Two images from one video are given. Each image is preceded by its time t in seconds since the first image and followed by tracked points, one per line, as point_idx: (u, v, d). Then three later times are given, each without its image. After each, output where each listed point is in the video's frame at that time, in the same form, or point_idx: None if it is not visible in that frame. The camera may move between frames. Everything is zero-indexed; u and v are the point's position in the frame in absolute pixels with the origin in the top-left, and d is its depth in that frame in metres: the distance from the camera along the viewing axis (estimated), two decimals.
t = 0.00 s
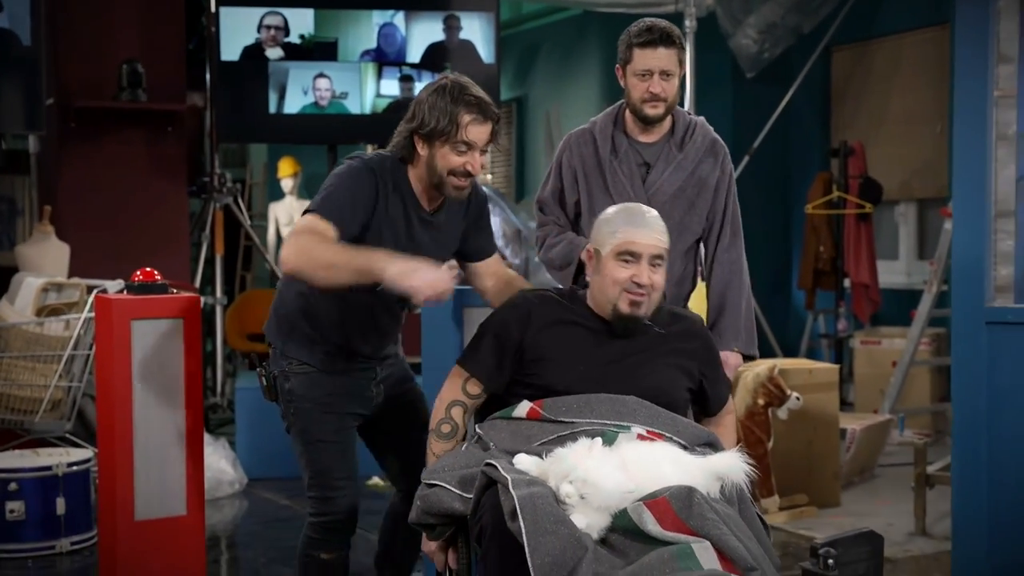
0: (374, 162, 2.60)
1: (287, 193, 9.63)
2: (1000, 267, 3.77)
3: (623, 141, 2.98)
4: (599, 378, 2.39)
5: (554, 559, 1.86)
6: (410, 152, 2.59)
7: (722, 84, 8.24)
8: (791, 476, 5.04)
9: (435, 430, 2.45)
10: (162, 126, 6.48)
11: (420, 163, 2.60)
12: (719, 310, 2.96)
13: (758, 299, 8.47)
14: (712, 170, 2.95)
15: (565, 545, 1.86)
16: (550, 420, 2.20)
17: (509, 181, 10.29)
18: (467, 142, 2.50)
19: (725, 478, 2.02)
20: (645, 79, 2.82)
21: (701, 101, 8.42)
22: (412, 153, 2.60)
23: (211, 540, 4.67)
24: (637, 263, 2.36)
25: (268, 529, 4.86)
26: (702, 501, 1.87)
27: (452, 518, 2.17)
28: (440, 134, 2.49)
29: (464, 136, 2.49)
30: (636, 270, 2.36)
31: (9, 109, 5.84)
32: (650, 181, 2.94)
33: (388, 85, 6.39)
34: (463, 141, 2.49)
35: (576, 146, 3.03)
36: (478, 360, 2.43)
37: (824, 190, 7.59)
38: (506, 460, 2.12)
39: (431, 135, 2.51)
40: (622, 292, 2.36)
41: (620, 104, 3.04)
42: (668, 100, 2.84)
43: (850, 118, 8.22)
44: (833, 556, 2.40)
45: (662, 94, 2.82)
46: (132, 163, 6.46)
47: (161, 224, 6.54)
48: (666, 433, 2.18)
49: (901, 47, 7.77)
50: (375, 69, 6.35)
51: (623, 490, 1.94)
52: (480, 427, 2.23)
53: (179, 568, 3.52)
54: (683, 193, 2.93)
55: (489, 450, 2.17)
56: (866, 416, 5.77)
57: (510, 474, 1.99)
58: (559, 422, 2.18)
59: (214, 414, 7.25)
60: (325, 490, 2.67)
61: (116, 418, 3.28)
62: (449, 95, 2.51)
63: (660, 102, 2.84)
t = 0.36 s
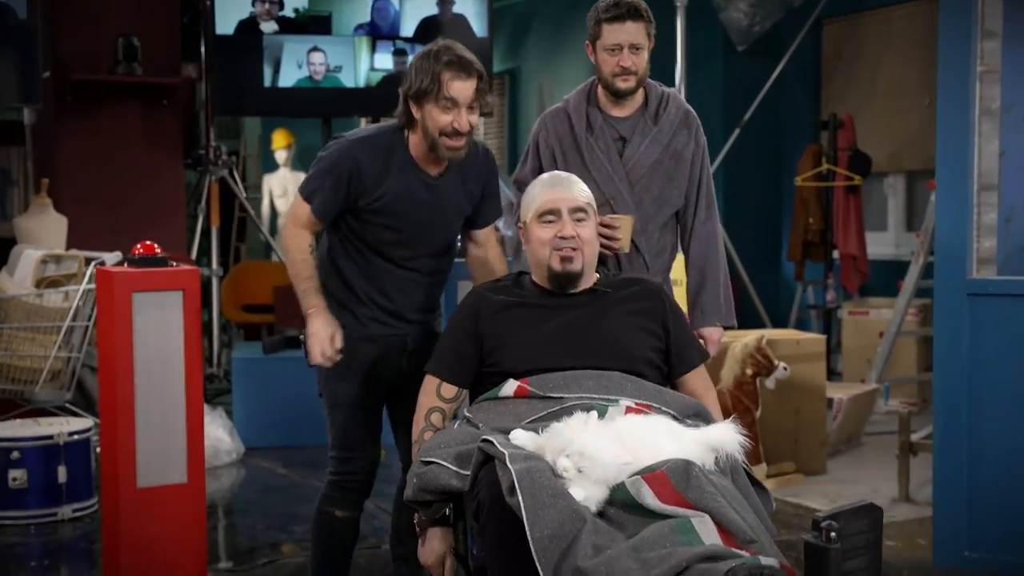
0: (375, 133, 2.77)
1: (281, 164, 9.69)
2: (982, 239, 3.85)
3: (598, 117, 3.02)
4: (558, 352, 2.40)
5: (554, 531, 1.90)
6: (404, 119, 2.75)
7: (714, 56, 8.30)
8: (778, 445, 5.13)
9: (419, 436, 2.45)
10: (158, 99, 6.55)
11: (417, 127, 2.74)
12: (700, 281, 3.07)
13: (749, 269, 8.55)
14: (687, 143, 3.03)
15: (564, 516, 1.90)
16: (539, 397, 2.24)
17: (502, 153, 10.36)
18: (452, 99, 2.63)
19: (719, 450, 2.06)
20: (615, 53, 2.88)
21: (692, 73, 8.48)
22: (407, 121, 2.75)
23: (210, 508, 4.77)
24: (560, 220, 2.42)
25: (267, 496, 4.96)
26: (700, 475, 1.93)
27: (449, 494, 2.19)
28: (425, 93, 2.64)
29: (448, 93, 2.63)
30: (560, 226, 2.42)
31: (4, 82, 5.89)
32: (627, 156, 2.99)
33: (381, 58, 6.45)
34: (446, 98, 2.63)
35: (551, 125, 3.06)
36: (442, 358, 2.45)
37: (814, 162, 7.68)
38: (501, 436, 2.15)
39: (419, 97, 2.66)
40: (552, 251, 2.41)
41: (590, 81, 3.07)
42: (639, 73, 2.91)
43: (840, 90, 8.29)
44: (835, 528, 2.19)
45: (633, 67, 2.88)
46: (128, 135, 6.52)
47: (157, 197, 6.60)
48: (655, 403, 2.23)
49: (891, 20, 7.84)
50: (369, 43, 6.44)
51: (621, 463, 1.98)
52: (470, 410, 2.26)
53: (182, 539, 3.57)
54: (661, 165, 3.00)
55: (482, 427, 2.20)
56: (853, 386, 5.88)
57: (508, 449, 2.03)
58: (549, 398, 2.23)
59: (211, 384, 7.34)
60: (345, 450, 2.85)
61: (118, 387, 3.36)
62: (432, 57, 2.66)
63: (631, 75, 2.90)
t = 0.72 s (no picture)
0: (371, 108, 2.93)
1: (272, 135, 9.73)
2: (969, 212, 3.94)
3: (590, 93, 3.07)
4: (575, 331, 2.35)
5: (559, 510, 1.89)
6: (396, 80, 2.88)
7: (703, 29, 8.36)
8: (767, 413, 5.24)
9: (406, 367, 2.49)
10: (152, 72, 6.59)
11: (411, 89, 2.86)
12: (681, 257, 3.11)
13: (737, 240, 8.65)
14: (678, 117, 3.08)
15: (570, 494, 1.90)
16: (549, 374, 2.23)
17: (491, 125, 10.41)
18: (434, 45, 2.75)
19: (727, 428, 2.04)
20: (607, 31, 2.93)
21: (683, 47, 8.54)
22: (400, 85, 2.89)
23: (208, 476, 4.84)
24: (583, 206, 2.36)
25: (264, 465, 5.03)
26: (707, 452, 1.90)
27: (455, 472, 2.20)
28: (408, 41, 2.77)
29: (427, 38, 2.75)
30: (584, 212, 2.36)
31: None
32: (620, 131, 3.05)
33: (375, 31, 6.47)
34: (427, 44, 2.75)
35: (543, 102, 3.12)
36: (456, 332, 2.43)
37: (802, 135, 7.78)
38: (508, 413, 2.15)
39: (403, 51, 2.79)
40: (576, 237, 2.35)
41: (581, 57, 3.12)
42: (631, 50, 2.96)
43: (827, 63, 8.37)
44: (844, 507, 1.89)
45: (625, 44, 2.93)
46: (123, 107, 6.56)
47: (152, 169, 6.65)
48: (664, 382, 2.21)
49: None
50: (363, 16, 6.43)
51: (627, 441, 1.97)
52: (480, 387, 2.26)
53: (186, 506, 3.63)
54: (652, 141, 3.06)
55: (490, 405, 2.20)
56: (839, 356, 5.98)
57: (516, 428, 2.03)
58: (559, 376, 2.22)
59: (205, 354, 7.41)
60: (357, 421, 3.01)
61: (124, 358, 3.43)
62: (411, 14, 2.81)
63: (622, 52, 2.95)
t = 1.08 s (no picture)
0: (367, 138, 2.84)
1: (220, 125, 9.70)
2: (912, 205, 4.07)
3: (552, 91, 3.14)
4: (545, 332, 2.44)
5: (535, 513, 1.97)
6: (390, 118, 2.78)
7: (651, 21, 8.46)
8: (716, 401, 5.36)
9: (382, 386, 2.54)
10: (103, 63, 6.58)
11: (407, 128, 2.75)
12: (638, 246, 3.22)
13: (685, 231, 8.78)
14: (636, 114, 3.16)
15: (546, 499, 1.98)
16: (520, 374, 2.32)
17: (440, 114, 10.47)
18: (429, 91, 2.63)
19: (697, 426, 2.14)
20: (569, 29, 3.00)
21: (631, 38, 8.63)
22: (394, 124, 2.79)
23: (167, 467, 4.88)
24: (554, 207, 2.45)
25: (223, 455, 5.07)
26: (678, 452, 2.00)
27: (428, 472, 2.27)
28: (403, 85, 2.65)
29: (422, 83, 2.63)
30: (554, 213, 2.45)
31: None
32: (581, 128, 3.12)
33: (328, 24, 6.49)
34: (423, 90, 2.63)
35: (505, 99, 3.17)
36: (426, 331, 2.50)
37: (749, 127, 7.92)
38: (481, 414, 2.24)
39: (399, 93, 2.67)
40: (545, 237, 2.44)
41: (542, 54, 3.18)
42: (591, 48, 3.04)
43: (773, 56, 8.51)
44: (816, 505, 2.09)
45: (586, 42, 3.01)
46: (73, 97, 6.54)
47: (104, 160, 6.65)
48: (634, 381, 2.31)
49: None
50: (316, 9, 6.45)
51: (600, 443, 2.05)
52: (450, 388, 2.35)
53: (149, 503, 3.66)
54: (612, 136, 3.14)
55: (461, 406, 2.29)
56: (786, 344, 6.13)
57: (488, 430, 2.11)
58: (529, 375, 2.31)
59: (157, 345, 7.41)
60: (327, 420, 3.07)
61: (89, 352, 3.47)
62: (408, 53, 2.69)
63: (583, 50, 3.03)
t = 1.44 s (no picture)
0: (383, 159, 2.83)
1: (154, 113, 9.61)
2: (844, 195, 4.20)
3: (501, 84, 3.22)
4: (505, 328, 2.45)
5: (497, 513, 1.99)
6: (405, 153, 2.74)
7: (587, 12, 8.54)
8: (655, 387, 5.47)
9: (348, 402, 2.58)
10: (39, 51, 6.52)
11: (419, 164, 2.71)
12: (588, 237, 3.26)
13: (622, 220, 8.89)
14: (583, 107, 3.23)
15: (507, 498, 1.99)
16: (480, 371, 2.35)
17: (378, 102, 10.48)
18: (437, 141, 2.58)
19: (660, 424, 2.18)
20: (517, 22, 3.09)
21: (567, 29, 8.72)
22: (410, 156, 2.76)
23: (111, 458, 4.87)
24: (498, 206, 2.44)
25: (166, 445, 5.07)
26: (644, 452, 2.03)
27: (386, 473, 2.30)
28: (412, 132, 2.60)
29: (434, 136, 2.57)
30: (497, 213, 2.44)
31: None
32: (529, 118, 3.19)
33: (268, 13, 6.48)
34: (431, 140, 2.58)
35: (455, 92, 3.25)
36: (387, 335, 2.52)
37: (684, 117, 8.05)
38: (441, 413, 2.25)
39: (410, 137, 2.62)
40: (489, 236, 2.45)
41: (491, 49, 3.27)
42: (539, 41, 3.12)
43: (707, 47, 8.65)
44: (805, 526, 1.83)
45: (533, 35, 3.09)
46: (8, 85, 6.49)
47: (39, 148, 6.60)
48: (596, 377, 2.35)
49: None
50: None
51: (563, 442, 2.08)
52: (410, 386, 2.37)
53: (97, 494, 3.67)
54: (560, 128, 3.20)
55: (421, 406, 2.31)
56: (723, 331, 6.25)
57: (448, 429, 2.13)
58: (490, 373, 2.34)
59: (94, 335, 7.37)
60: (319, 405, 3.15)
61: (36, 343, 3.47)
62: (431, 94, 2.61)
63: (531, 43, 3.11)
